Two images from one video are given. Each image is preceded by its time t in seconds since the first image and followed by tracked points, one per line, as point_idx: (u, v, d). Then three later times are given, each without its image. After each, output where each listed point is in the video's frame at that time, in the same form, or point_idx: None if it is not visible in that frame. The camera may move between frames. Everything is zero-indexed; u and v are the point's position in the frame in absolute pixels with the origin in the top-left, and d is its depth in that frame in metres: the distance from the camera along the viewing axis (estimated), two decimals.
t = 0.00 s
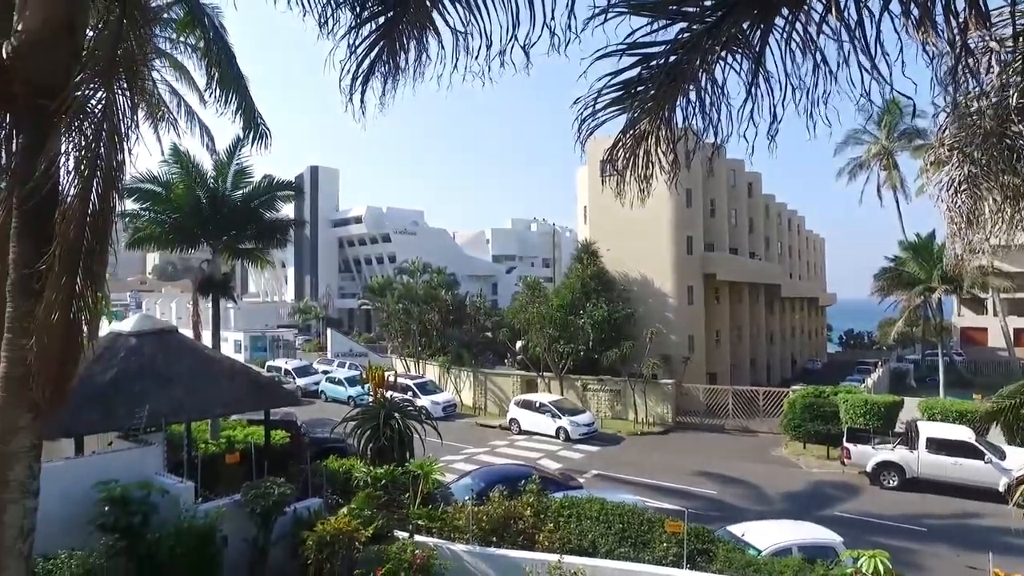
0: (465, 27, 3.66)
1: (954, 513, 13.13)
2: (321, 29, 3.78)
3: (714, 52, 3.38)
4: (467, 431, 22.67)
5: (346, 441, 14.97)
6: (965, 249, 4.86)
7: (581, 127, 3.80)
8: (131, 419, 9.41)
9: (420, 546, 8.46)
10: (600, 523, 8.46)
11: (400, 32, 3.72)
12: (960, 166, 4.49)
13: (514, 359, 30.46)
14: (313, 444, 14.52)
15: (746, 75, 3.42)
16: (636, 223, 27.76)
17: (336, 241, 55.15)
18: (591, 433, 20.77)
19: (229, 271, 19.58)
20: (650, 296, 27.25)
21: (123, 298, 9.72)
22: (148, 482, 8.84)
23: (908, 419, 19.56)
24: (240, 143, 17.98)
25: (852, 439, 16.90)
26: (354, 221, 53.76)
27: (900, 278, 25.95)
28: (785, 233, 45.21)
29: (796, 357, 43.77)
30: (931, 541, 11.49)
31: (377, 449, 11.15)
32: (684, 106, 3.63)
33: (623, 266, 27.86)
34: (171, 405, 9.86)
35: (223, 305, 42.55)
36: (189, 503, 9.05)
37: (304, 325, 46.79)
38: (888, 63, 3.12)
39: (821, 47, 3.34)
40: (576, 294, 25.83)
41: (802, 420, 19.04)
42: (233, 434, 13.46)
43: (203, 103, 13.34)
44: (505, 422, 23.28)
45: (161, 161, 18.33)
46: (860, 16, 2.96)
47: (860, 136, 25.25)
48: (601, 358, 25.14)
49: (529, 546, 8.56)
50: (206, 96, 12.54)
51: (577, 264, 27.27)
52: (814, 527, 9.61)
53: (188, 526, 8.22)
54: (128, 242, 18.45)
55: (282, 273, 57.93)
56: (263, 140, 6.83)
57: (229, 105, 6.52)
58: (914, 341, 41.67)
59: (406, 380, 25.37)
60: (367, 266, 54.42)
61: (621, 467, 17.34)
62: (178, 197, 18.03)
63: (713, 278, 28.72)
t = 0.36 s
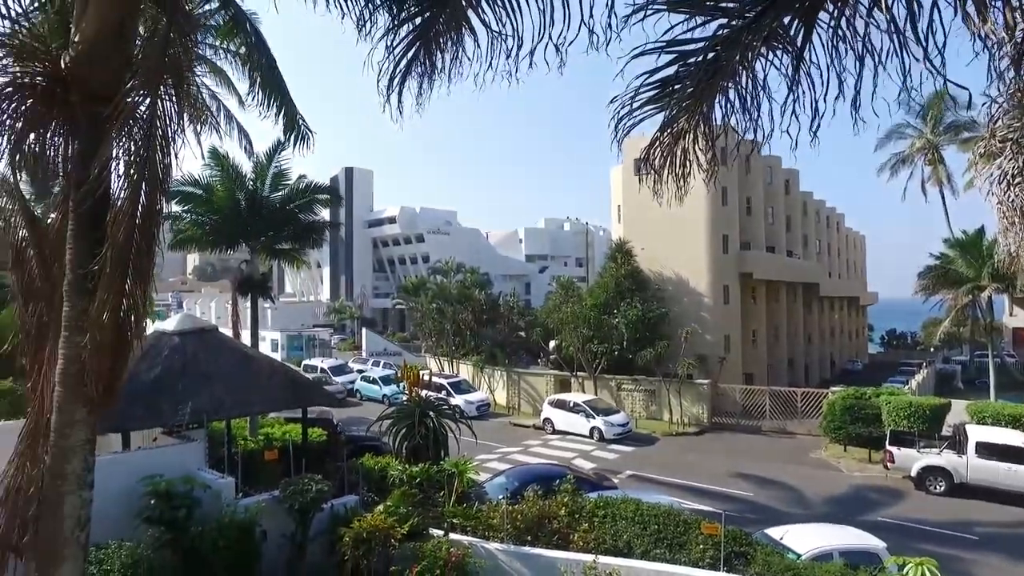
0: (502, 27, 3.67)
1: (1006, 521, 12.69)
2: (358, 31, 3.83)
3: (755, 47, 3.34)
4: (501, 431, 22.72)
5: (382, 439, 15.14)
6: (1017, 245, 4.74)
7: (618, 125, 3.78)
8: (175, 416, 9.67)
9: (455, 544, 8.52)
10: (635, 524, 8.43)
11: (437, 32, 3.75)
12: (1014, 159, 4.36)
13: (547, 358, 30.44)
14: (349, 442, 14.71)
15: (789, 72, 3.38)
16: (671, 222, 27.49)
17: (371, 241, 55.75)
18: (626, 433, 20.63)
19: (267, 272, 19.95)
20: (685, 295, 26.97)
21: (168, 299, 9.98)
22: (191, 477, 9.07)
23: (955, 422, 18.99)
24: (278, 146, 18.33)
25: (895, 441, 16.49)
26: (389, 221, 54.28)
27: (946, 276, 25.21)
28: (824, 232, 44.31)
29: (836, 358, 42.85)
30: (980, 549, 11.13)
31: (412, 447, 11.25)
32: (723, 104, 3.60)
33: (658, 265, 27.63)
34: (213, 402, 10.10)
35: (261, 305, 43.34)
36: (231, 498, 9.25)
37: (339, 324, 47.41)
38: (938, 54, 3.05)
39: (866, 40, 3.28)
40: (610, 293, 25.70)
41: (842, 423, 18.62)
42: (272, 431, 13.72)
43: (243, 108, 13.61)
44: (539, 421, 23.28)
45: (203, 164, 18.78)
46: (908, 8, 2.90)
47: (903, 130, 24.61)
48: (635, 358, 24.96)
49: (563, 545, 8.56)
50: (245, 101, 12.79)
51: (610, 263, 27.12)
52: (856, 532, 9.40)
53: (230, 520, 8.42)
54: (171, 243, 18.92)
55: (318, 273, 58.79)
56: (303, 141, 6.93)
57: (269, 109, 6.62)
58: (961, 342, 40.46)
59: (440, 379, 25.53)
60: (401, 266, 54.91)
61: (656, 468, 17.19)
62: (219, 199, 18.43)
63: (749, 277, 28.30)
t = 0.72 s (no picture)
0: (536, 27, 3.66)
1: None
2: (394, 33, 3.87)
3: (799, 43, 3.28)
4: (533, 431, 22.70)
5: (416, 438, 15.25)
6: None
7: (657, 125, 3.73)
8: (215, 413, 9.89)
9: (489, 544, 8.54)
10: (670, 526, 8.34)
11: (471, 32, 3.76)
12: None
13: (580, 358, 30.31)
14: (384, 440, 14.85)
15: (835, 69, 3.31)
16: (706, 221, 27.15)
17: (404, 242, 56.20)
18: (660, 434, 20.43)
19: (303, 272, 20.24)
20: (720, 295, 26.61)
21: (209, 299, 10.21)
22: (231, 473, 9.27)
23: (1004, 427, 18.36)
24: (315, 148, 18.60)
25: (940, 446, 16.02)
26: (422, 222, 54.67)
27: (994, 275, 24.40)
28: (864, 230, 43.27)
29: (877, 358, 41.84)
30: None
31: (446, 447, 11.32)
32: (765, 103, 3.54)
33: (693, 265, 27.33)
34: (251, 401, 10.30)
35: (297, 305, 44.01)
36: (269, 495, 9.42)
37: (373, 324, 47.88)
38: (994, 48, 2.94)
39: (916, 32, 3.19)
40: (643, 293, 25.48)
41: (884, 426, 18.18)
42: (308, 429, 13.92)
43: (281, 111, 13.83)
44: (572, 422, 23.20)
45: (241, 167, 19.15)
46: None
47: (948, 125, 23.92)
48: (669, 358, 24.71)
49: (597, 547, 8.53)
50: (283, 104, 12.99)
51: (644, 263, 26.88)
52: (899, 538, 9.14)
53: (268, 516, 8.58)
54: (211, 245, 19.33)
55: (352, 274, 59.48)
56: (342, 143, 6.96)
57: (308, 112, 6.62)
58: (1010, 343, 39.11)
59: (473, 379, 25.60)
60: (434, 266, 55.23)
61: (691, 470, 17.00)
62: (257, 201, 18.75)
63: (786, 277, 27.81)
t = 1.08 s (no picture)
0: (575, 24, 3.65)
1: None
2: (432, 31, 3.90)
3: (843, 35, 3.22)
4: (568, 431, 22.63)
5: (450, 437, 15.33)
6: None
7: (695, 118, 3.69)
8: (254, 411, 10.08)
9: (524, 544, 8.54)
10: (708, 529, 8.21)
11: (509, 29, 3.77)
12: None
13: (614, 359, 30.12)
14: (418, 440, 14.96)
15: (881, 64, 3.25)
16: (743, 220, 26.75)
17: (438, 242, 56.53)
18: (696, 436, 20.16)
19: (340, 272, 20.48)
20: (758, 295, 26.19)
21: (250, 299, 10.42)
22: (270, 470, 9.44)
23: None
24: (350, 150, 18.88)
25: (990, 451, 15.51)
26: (456, 222, 54.95)
27: None
28: (908, 228, 42.13)
29: (921, 360, 40.69)
30: None
31: (481, 446, 11.35)
32: (806, 96, 3.48)
33: (729, 264, 26.96)
34: (289, 399, 10.48)
35: (334, 305, 44.60)
36: (307, 491, 9.58)
37: (408, 324, 48.19)
38: None
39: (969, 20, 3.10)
40: (679, 293, 25.17)
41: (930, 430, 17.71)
42: (344, 428, 14.09)
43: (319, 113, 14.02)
44: (607, 422, 23.06)
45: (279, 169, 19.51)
46: None
47: (999, 118, 23.13)
48: (705, 359, 24.37)
49: (633, 549, 8.50)
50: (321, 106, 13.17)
51: (679, 262, 26.58)
52: (946, 546, 8.87)
53: (306, 512, 8.71)
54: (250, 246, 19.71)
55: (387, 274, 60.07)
56: (378, 144, 7.01)
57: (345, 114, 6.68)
58: None
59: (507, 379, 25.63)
60: (468, 266, 55.44)
61: (728, 472, 16.74)
62: (294, 202, 19.06)
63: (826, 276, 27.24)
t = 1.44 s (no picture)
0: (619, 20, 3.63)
1: None
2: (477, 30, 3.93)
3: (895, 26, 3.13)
4: (609, 432, 22.49)
5: (490, 437, 15.35)
6: None
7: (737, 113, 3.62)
8: (301, 409, 10.29)
9: (566, 544, 8.53)
10: (753, 533, 8.05)
11: (553, 28, 3.77)
12: None
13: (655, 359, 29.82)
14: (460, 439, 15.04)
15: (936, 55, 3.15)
16: (788, 217, 26.18)
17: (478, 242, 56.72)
18: (739, 438, 19.81)
19: (382, 272, 20.71)
20: (804, 295, 25.59)
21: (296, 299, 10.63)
22: (315, 467, 9.64)
23: None
24: (392, 151, 19.11)
25: None
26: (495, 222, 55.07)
27: None
28: (963, 226, 40.59)
29: (978, 363, 39.17)
30: None
31: (522, 446, 11.37)
32: (854, 91, 3.39)
33: (773, 263, 26.42)
34: (334, 397, 10.67)
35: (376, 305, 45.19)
36: (351, 489, 9.74)
37: (448, 324, 48.42)
38: None
39: None
40: (722, 292, 24.72)
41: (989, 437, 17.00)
42: (387, 426, 14.28)
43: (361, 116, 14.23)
44: (648, 423, 22.84)
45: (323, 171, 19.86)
46: None
47: None
48: (749, 360, 23.92)
49: (676, 551, 8.42)
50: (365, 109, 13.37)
51: (722, 261, 26.16)
52: (1006, 557, 8.51)
53: (351, 509, 8.87)
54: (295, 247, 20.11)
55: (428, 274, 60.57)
56: (420, 145, 7.07)
57: (389, 116, 6.74)
58: None
59: (547, 379, 25.59)
60: (507, 266, 55.52)
61: (773, 476, 16.41)
62: (337, 203, 19.35)
63: (875, 275, 26.48)
